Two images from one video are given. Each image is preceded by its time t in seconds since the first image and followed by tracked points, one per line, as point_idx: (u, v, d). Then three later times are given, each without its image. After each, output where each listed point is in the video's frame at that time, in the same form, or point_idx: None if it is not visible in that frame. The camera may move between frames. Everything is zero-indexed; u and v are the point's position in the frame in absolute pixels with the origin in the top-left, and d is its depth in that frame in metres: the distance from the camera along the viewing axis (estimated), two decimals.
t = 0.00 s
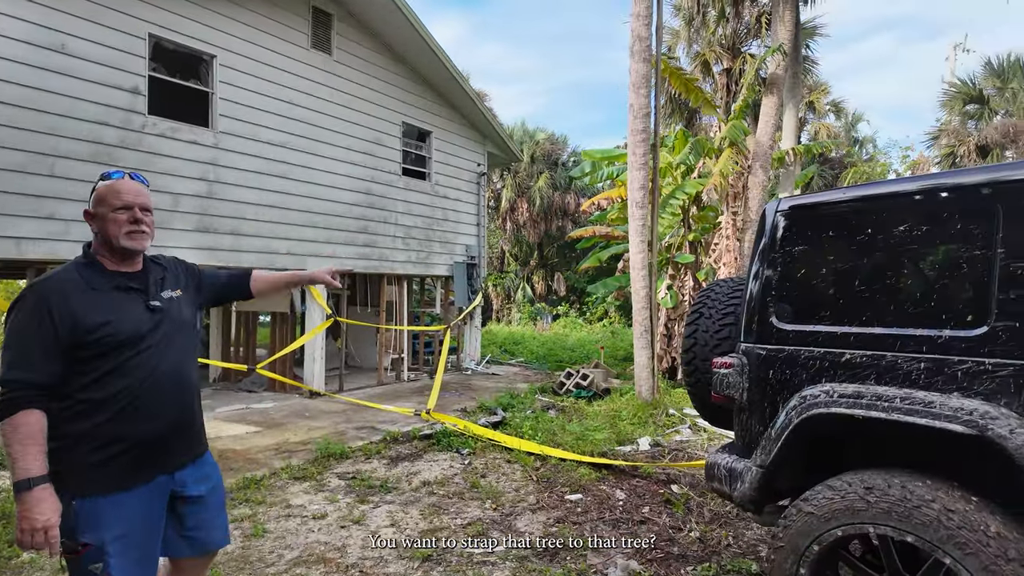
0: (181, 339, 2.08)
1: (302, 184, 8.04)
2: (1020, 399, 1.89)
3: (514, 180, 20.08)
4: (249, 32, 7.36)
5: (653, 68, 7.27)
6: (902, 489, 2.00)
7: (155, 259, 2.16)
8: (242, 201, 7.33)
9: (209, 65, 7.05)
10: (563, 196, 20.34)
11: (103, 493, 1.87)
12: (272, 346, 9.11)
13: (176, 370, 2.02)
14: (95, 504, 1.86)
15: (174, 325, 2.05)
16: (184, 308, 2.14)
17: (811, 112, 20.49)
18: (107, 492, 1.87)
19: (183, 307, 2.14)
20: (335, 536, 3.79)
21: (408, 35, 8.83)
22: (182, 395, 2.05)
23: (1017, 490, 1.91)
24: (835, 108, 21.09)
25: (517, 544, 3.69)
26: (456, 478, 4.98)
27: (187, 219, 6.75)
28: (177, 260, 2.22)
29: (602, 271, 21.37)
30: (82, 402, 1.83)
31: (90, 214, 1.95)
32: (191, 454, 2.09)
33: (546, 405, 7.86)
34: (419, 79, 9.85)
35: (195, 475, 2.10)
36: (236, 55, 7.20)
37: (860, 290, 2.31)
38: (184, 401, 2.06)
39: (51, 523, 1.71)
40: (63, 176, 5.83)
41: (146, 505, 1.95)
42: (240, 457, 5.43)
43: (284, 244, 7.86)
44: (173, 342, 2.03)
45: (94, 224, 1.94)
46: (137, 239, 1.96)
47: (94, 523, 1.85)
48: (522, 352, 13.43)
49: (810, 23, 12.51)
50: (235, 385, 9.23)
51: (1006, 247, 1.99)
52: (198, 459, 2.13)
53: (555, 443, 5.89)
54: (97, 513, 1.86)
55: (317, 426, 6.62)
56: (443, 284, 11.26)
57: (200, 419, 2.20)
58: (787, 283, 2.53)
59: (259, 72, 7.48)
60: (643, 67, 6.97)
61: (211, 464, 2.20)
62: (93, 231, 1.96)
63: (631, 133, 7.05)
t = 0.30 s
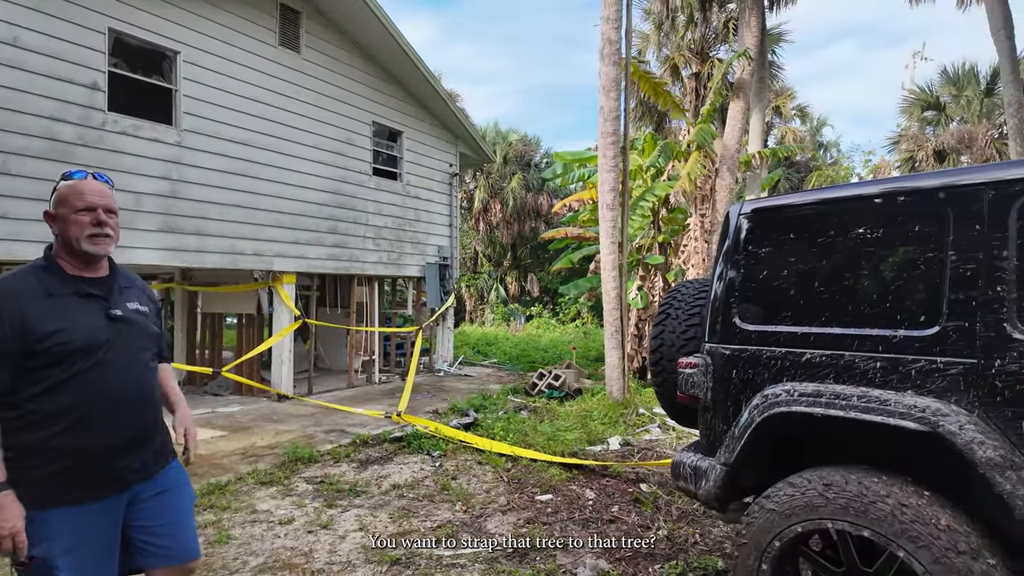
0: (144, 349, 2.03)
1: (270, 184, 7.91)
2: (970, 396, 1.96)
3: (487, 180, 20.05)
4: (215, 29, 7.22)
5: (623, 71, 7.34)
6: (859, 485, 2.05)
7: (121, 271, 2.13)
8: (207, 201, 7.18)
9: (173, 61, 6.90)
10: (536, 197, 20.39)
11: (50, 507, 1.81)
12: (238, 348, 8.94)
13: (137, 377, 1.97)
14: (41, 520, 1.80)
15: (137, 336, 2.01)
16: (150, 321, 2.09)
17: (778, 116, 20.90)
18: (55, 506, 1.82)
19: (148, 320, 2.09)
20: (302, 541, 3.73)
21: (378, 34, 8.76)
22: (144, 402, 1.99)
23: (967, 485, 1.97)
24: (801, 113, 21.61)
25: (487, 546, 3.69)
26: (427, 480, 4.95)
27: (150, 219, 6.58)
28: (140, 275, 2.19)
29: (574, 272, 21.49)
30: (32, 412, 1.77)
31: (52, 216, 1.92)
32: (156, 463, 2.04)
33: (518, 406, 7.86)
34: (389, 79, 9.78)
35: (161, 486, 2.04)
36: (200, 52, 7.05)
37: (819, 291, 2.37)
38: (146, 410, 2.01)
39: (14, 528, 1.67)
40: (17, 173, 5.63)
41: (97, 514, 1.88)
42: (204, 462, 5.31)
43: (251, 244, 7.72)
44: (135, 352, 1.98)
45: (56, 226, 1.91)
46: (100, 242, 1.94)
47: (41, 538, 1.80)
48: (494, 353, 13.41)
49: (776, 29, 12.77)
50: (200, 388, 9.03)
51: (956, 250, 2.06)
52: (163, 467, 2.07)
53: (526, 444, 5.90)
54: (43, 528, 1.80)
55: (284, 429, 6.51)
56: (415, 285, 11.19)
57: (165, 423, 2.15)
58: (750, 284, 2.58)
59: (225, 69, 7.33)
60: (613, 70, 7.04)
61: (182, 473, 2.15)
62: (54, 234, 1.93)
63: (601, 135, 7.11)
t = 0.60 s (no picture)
0: (121, 355, 2.00)
1: (240, 182, 7.79)
2: (921, 392, 2.02)
3: (463, 180, 19.99)
4: (183, 24, 7.08)
5: (596, 73, 7.40)
6: (816, 479, 2.11)
7: (101, 274, 2.10)
8: (175, 200, 7.04)
9: (139, 56, 6.74)
10: (512, 198, 20.41)
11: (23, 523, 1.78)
12: (208, 350, 8.78)
13: (114, 383, 1.94)
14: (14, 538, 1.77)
15: (115, 341, 1.98)
16: (129, 326, 2.07)
17: (750, 119, 21.24)
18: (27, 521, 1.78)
19: (127, 326, 2.07)
20: (270, 545, 3.69)
21: (351, 32, 8.68)
22: (121, 409, 1.96)
23: (919, 479, 2.04)
24: (771, 116, 22.02)
25: (458, 546, 3.69)
26: (399, 481, 4.93)
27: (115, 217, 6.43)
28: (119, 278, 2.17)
29: (550, 272, 21.58)
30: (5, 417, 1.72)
31: (34, 215, 1.89)
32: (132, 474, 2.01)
33: (492, 406, 7.87)
34: (363, 77, 9.71)
35: (133, 497, 2.01)
36: (167, 47, 6.91)
37: (780, 291, 2.43)
38: (122, 417, 1.97)
39: None
40: None
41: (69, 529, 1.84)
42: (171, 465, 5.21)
43: (221, 243, 7.60)
44: (113, 357, 1.95)
45: (38, 226, 1.88)
46: (84, 243, 1.91)
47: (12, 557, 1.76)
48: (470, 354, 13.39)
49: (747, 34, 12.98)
50: (168, 390, 8.85)
51: (909, 250, 2.14)
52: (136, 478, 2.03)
53: (499, 444, 5.91)
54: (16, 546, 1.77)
55: (255, 432, 6.42)
56: (389, 285, 11.13)
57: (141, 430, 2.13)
58: (715, 284, 2.63)
59: (193, 65, 7.20)
60: (586, 72, 7.09)
61: (155, 485, 2.12)
62: (35, 234, 1.90)
63: (574, 137, 7.15)
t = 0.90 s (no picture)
0: (126, 353, 1.94)
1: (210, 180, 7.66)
2: (882, 388, 2.09)
3: (440, 180, 19.91)
4: (151, 18, 6.94)
5: (571, 74, 7.45)
6: (782, 474, 2.16)
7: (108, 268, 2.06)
8: (143, 197, 6.89)
9: (105, 51, 6.59)
10: (489, 198, 20.41)
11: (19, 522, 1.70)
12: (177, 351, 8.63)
13: (116, 381, 1.87)
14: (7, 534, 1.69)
15: (122, 337, 1.93)
16: (136, 322, 2.02)
17: (723, 122, 21.55)
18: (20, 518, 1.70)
19: (134, 321, 2.02)
20: (242, 547, 3.64)
21: (325, 28, 8.59)
22: (121, 411, 1.88)
23: (880, 471, 2.10)
24: (743, 119, 22.37)
25: (433, 546, 3.69)
26: (373, 482, 4.90)
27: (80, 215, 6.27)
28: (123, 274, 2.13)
29: (527, 272, 21.64)
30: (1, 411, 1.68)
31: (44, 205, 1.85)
32: (130, 481, 1.95)
33: (468, 406, 7.86)
34: (337, 75, 9.62)
35: (131, 502, 1.94)
36: (135, 41, 6.76)
37: (747, 290, 2.48)
38: (122, 420, 1.90)
39: None
40: None
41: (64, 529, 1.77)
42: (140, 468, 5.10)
43: (191, 242, 7.47)
44: (116, 354, 1.90)
45: (48, 215, 1.85)
46: (94, 234, 1.88)
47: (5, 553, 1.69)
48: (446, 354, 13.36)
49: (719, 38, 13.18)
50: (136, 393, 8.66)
51: (871, 251, 2.20)
52: (136, 486, 1.98)
53: (475, 443, 5.92)
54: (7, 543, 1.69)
55: (226, 434, 6.33)
56: (364, 285, 11.05)
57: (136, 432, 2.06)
58: (687, 285, 2.68)
59: (162, 60, 7.05)
60: (561, 74, 7.14)
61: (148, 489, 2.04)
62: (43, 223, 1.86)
63: (550, 138, 7.19)
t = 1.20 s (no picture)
0: (132, 353, 1.93)
1: (191, 179, 7.57)
2: (859, 387, 2.13)
3: (424, 180, 19.87)
4: (131, 14, 6.85)
5: (555, 75, 7.47)
6: (762, 472, 2.19)
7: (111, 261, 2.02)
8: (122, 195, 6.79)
9: (83, 46, 6.49)
10: (473, 198, 20.39)
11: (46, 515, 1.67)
12: (158, 352, 8.52)
13: (126, 382, 1.87)
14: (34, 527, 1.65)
15: (129, 336, 1.92)
16: (140, 321, 2.02)
17: (706, 124, 21.73)
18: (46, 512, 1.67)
19: (138, 320, 2.01)
20: (223, 550, 3.61)
21: (308, 26, 8.53)
22: (127, 412, 1.87)
23: (857, 468, 2.14)
24: (726, 121, 22.59)
25: (418, 546, 3.68)
26: (357, 484, 4.88)
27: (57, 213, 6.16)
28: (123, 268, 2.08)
29: (512, 272, 21.66)
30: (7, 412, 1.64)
31: (57, 196, 1.80)
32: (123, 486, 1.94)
33: (453, 407, 7.85)
34: (321, 73, 9.56)
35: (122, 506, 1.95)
36: (114, 38, 6.66)
37: (728, 291, 2.51)
38: (128, 419, 1.88)
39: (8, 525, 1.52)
40: None
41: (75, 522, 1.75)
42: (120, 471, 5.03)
43: (172, 241, 7.38)
44: (125, 353, 1.89)
45: (62, 207, 1.79)
46: (109, 229, 1.84)
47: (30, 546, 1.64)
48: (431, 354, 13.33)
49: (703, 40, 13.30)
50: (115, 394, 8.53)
51: (848, 252, 2.25)
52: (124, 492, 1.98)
53: (460, 444, 5.92)
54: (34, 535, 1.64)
55: (208, 435, 6.27)
56: (348, 285, 10.99)
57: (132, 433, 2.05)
58: (669, 286, 2.71)
59: (141, 57, 6.96)
60: (546, 75, 7.16)
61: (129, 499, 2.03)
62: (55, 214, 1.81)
63: (534, 139, 7.21)
